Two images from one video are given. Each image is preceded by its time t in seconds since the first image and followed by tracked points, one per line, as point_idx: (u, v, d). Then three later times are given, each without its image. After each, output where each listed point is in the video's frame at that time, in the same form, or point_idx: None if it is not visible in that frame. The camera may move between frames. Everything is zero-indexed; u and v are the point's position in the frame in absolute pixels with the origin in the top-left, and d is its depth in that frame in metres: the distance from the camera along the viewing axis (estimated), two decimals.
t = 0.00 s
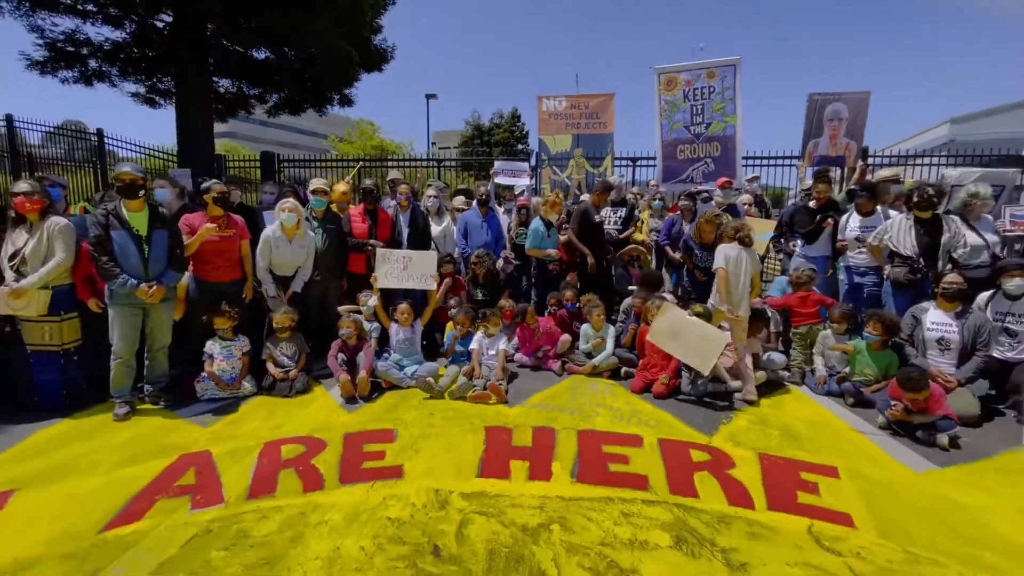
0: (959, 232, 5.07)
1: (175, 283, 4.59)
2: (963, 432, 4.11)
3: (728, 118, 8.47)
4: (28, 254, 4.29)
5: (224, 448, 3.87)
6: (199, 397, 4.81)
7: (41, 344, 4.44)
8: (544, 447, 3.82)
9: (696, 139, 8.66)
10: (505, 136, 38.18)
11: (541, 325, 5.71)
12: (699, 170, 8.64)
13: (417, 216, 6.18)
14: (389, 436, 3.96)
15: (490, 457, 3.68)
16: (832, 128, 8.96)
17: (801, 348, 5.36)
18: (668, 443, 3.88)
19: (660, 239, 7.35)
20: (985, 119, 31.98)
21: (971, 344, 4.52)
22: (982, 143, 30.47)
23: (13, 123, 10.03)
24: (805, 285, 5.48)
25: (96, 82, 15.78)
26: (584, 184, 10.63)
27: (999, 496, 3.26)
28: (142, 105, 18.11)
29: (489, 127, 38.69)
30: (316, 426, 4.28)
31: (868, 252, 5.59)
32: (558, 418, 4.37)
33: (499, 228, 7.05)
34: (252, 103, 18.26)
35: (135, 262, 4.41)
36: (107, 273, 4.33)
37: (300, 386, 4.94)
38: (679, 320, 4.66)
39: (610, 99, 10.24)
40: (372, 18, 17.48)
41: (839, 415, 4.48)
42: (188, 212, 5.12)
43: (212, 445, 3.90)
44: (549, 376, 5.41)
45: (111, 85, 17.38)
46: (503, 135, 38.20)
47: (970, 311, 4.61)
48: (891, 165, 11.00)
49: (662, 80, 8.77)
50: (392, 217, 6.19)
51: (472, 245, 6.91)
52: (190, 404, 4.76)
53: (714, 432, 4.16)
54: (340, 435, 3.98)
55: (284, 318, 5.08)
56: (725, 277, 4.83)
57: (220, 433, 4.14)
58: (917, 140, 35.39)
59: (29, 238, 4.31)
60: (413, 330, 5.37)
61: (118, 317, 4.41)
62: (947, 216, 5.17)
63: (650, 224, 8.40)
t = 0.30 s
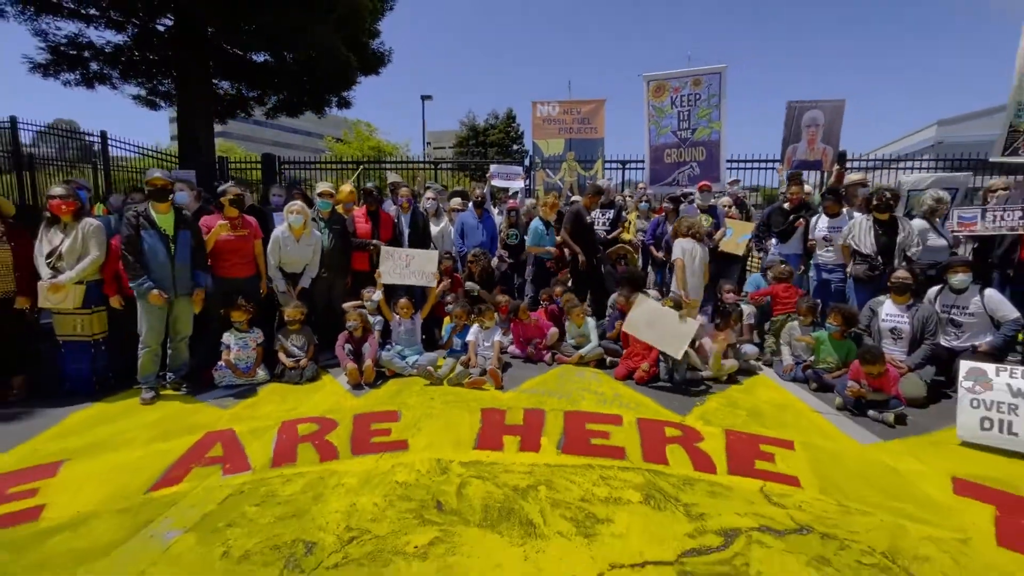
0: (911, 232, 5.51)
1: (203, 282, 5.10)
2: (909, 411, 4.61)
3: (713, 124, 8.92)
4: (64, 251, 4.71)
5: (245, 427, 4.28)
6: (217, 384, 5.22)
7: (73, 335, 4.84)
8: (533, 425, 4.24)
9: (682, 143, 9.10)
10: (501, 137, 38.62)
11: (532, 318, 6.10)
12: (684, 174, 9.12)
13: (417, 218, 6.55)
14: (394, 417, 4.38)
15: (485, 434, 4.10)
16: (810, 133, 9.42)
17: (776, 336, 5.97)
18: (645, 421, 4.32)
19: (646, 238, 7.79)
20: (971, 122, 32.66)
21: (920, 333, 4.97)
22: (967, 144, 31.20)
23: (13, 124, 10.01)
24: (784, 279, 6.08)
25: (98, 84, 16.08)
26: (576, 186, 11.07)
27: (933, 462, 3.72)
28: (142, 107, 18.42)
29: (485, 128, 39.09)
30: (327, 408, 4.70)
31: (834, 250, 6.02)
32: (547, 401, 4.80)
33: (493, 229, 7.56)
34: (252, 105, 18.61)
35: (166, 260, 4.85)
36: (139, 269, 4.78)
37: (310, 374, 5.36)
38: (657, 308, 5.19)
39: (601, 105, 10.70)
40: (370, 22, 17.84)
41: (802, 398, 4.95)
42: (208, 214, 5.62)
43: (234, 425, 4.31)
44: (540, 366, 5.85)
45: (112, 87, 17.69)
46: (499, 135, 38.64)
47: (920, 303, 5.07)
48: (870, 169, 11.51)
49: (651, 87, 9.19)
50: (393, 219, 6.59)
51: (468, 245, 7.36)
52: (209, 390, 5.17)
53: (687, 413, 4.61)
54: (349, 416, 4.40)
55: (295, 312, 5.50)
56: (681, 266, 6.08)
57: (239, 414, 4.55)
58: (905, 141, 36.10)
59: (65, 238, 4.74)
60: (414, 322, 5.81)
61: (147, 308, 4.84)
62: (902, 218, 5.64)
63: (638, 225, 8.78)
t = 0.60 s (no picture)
0: (873, 232, 6.03)
1: (222, 279, 5.56)
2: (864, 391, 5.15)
3: (700, 127, 9.35)
4: (94, 247, 5.12)
5: (264, 406, 4.71)
6: (232, 370, 5.64)
7: (101, 325, 5.27)
8: (525, 406, 4.68)
9: (671, 146, 9.55)
10: (496, 135, 39.03)
11: (528, 308, 6.55)
12: (672, 175, 9.57)
13: (419, 218, 6.96)
14: (399, 398, 4.81)
15: (482, 414, 4.53)
16: (790, 138, 9.91)
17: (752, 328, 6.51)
18: (627, 402, 4.77)
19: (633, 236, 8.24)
20: (959, 123, 33.29)
21: (878, 322, 5.47)
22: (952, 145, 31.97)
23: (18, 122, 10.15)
24: (760, 276, 6.60)
25: (99, 83, 16.33)
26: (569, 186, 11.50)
27: (879, 435, 4.20)
28: (142, 105, 18.68)
29: (480, 125, 39.42)
30: (337, 391, 5.13)
31: (807, 249, 6.50)
32: (538, 385, 5.25)
33: (489, 227, 7.96)
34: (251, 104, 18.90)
35: (189, 258, 5.27)
36: (165, 266, 5.20)
37: (319, 361, 5.79)
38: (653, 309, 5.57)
39: (593, 108, 11.13)
40: (369, 24, 18.19)
41: (770, 383, 5.43)
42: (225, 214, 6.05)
43: (253, 405, 4.74)
44: (533, 355, 6.30)
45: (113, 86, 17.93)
46: (494, 134, 39.05)
47: (880, 296, 5.56)
48: (852, 170, 11.99)
49: (640, 92, 9.64)
50: (396, 217, 7.01)
51: (466, 243, 7.79)
52: (226, 376, 5.59)
53: (666, 395, 5.07)
54: (358, 398, 4.84)
55: (305, 304, 5.92)
56: (664, 263, 6.78)
57: (257, 396, 4.97)
58: (893, 142, 36.77)
59: (93, 235, 5.14)
60: (415, 314, 6.25)
61: (169, 301, 5.25)
62: (865, 219, 6.14)
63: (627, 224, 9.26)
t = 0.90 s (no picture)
0: (840, 228, 6.47)
1: (237, 267, 6.02)
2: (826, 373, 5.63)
3: (689, 126, 9.75)
4: (119, 237, 5.53)
5: (277, 383, 5.15)
6: (245, 353, 6.07)
7: (124, 309, 5.67)
8: (516, 385, 5.13)
9: (661, 145, 9.96)
10: (494, 130, 39.32)
11: (522, 298, 6.94)
12: (661, 173, 10.01)
13: (420, 213, 7.45)
14: (401, 377, 5.27)
15: (476, 390, 4.99)
16: (773, 138, 10.37)
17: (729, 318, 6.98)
18: (609, 381, 5.23)
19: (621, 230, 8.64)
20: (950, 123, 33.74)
21: (842, 311, 5.92)
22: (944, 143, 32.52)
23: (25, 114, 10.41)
24: (739, 268, 7.06)
25: (102, 78, 16.60)
26: (562, 183, 11.91)
27: (833, 410, 4.67)
28: (144, 100, 18.94)
29: (478, 121, 39.70)
30: (344, 371, 5.58)
31: (782, 244, 6.89)
32: (528, 366, 5.71)
33: (486, 221, 8.35)
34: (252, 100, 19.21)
35: (206, 248, 5.70)
36: (185, 255, 5.64)
37: (325, 345, 6.22)
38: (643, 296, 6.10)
39: (587, 108, 11.55)
40: (369, 22, 18.50)
41: (741, 365, 5.91)
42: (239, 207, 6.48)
43: (267, 382, 5.18)
44: (525, 341, 6.75)
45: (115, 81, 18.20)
46: (492, 129, 39.33)
47: (845, 287, 6.00)
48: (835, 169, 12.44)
49: (632, 93, 10.06)
50: (398, 212, 7.49)
51: (462, 236, 8.17)
52: (239, 358, 6.03)
53: (645, 375, 5.54)
54: (363, 376, 5.29)
55: (313, 293, 6.37)
56: (654, 258, 7.20)
57: (270, 375, 5.42)
58: (885, 141, 37.30)
59: (118, 226, 5.55)
60: (415, 302, 6.70)
61: (190, 287, 5.70)
62: (834, 217, 6.60)
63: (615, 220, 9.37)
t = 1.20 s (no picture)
0: (814, 225, 6.90)
1: (250, 257, 6.46)
2: (796, 358, 6.07)
3: (681, 126, 10.14)
4: (144, 228, 6.03)
5: (289, 363, 5.59)
6: (257, 337, 6.52)
7: (148, 295, 6.13)
8: (509, 367, 5.58)
9: (653, 144, 10.34)
10: (493, 126, 39.62)
11: (519, 288, 7.51)
12: (653, 171, 10.43)
13: (421, 208, 7.89)
14: (403, 359, 5.72)
15: (472, 371, 5.44)
16: (760, 138, 10.80)
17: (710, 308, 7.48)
18: (595, 364, 5.68)
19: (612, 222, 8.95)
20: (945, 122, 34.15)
21: (813, 302, 6.32)
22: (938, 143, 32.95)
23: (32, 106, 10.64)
24: (721, 262, 7.53)
25: (109, 73, 16.93)
26: (558, 179, 12.28)
27: (797, 389, 5.13)
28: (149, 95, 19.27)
29: (478, 117, 40.02)
30: (350, 353, 6.02)
31: (762, 239, 7.27)
32: (521, 351, 6.15)
33: (483, 216, 8.79)
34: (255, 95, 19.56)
35: (223, 238, 6.14)
36: (203, 244, 6.08)
37: (332, 330, 6.69)
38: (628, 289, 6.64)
39: (582, 107, 12.03)
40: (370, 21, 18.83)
41: (719, 351, 6.39)
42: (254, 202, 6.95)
43: (280, 362, 5.62)
44: (518, 329, 7.22)
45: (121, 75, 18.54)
46: (492, 125, 39.63)
47: (816, 279, 6.43)
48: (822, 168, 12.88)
49: (626, 93, 10.29)
50: (400, 207, 7.92)
51: (461, 230, 8.63)
52: (252, 342, 6.47)
53: (628, 360, 6.00)
54: (368, 358, 5.74)
55: (322, 281, 6.82)
56: (639, 254, 7.61)
57: (282, 356, 5.86)
58: (880, 140, 37.75)
59: (141, 219, 6.05)
60: (415, 292, 7.16)
61: (207, 275, 6.14)
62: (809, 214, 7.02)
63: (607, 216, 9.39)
